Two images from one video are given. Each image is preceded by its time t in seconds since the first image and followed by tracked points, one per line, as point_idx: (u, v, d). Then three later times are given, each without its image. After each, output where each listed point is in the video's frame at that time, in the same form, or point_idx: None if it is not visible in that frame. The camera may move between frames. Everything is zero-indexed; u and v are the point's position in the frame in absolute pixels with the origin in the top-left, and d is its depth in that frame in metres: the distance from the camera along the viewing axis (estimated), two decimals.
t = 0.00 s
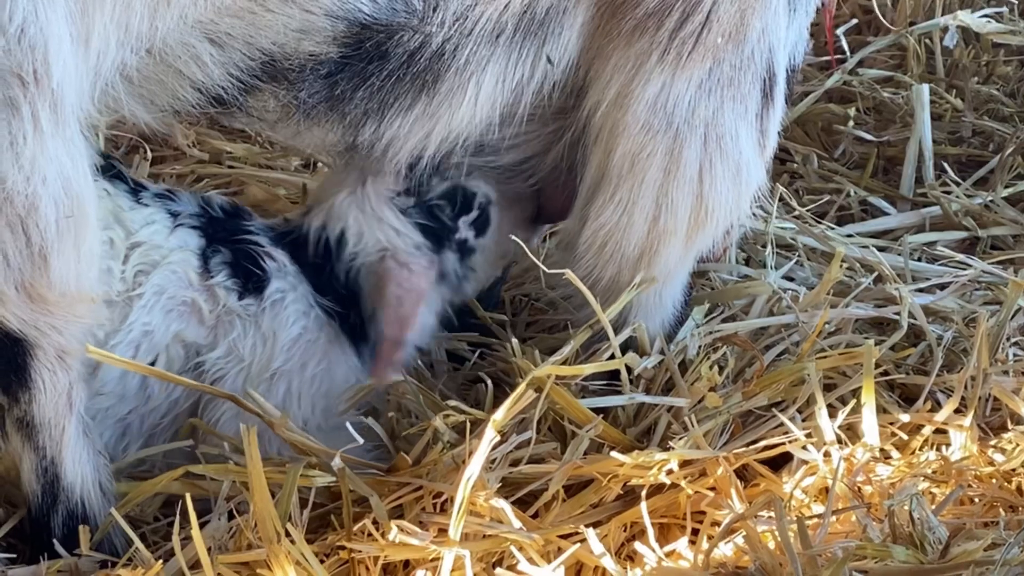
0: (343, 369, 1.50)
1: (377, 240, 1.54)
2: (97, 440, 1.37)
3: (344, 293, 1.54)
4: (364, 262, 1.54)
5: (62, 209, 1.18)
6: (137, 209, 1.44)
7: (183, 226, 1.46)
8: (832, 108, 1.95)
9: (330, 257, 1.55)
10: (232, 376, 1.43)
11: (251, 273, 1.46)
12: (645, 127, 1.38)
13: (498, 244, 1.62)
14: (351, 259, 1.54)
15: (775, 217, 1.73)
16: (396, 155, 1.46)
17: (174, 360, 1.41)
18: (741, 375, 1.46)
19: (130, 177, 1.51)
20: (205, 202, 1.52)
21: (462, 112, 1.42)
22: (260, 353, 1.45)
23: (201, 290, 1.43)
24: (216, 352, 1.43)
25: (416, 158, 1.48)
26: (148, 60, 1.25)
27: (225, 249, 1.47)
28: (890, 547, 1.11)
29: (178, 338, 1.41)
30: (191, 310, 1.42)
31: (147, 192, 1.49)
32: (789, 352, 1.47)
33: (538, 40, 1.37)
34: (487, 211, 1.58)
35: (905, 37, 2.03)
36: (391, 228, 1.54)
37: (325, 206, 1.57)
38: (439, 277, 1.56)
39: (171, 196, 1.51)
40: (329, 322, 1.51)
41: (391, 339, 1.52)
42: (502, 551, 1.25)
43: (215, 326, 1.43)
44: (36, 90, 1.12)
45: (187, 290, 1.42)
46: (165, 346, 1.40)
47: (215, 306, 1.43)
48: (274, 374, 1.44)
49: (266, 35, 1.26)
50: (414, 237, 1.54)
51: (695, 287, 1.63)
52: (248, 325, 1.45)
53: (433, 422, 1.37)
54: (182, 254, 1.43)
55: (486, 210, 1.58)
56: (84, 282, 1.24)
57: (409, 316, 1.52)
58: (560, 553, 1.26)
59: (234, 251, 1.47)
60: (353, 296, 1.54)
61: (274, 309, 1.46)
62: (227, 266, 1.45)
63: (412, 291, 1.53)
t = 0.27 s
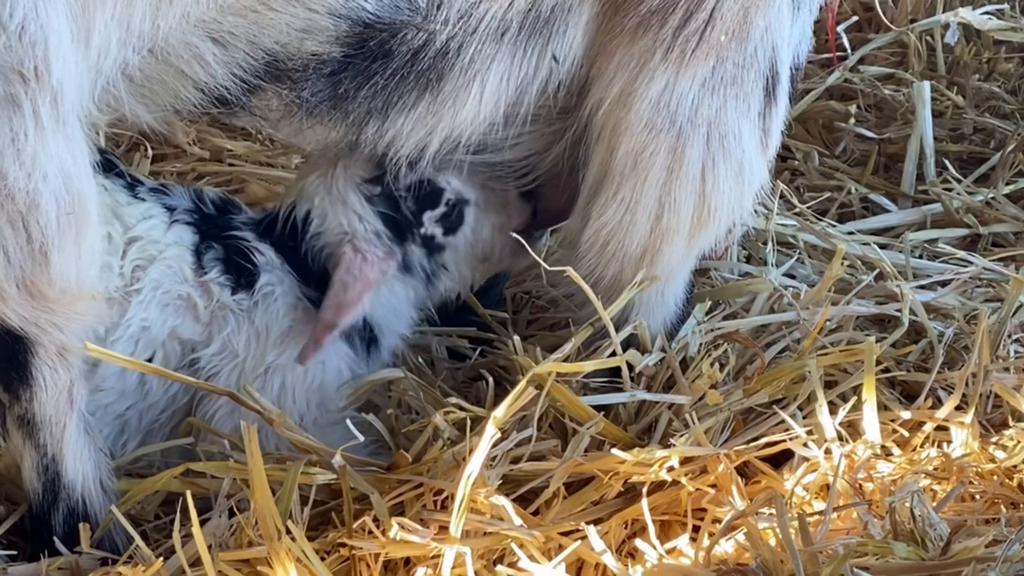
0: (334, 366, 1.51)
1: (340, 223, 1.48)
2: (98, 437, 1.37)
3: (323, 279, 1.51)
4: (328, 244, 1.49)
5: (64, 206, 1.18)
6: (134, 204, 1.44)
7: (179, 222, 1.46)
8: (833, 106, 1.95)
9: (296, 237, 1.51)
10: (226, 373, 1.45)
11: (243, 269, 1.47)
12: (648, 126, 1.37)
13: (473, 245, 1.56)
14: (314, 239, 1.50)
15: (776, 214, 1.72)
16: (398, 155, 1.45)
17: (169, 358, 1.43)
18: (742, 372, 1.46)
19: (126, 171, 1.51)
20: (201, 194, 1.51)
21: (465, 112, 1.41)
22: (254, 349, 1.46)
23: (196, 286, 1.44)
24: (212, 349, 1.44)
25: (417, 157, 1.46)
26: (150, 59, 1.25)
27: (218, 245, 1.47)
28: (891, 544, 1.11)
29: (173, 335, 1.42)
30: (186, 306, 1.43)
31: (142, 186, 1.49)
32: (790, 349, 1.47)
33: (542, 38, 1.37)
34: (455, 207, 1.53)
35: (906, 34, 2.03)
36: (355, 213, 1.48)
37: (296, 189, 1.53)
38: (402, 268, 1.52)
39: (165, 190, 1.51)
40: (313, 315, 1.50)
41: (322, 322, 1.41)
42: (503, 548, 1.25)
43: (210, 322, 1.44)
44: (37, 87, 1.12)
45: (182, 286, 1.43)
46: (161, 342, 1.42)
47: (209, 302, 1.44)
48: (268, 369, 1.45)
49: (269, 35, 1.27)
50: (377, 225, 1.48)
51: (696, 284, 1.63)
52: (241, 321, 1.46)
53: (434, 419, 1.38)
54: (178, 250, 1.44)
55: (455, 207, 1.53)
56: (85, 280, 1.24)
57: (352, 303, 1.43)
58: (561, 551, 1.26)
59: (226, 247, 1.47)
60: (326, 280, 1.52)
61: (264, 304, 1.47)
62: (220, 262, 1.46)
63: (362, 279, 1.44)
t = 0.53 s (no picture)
0: (333, 364, 1.50)
1: (339, 214, 1.49)
2: (101, 436, 1.37)
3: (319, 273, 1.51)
4: (328, 233, 1.49)
5: (64, 204, 1.18)
6: (125, 199, 1.45)
7: (172, 218, 1.47)
8: (836, 103, 1.95)
9: (296, 231, 1.52)
10: (222, 369, 1.45)
11: (235, 265, 1.48)
12: (649, 126, 1.36)
13: (475, 235, 1.56)
14: (315, 231, 1.50)
15: (779, 212, 1.72)
16: (396, 155, 1.45)
17: (166, 352, 1.45)
18: (746, 370, 1.46)
19: (117, 168, 1.52)
20: (193, 188, 1.52)
21: (463, 111, 1.41)
22: (249, 346, 1.46)
23: (188, 282, 1.45)
24: (206, 346, 1.45)
25: (416, 158, 1.46)
26: (146, 59, 1.25)
27: (209, 242, 1.48)
28: (894, 541, 1.11)
29: (166, 331, 1.44)
30: (179, 300, 1.44)
31: (133, 182, 1.49)
32: (794, 346, 1.47)
33: (539, 38, 1.36)
34: (454, 195, 1.53)
35: (909, 32, 2.03)
36: (354, 203, 1.49)
37: (296, 183, 1.53)
38: (404, 258, 1.52)
39: (157, 184, 1.51)
40: (308, 308, 1.50)
41: (329, 307, 1.44)
42: (506, 546, 1.25)
43: (204, 319, 1.45)
44: (36, 85, 1.11)
45: (175, 281, 1.44)
46: (155, 338, 1.43)
47: (203, 297, 1.45)
48: (264, 365, 1.45)
49: (265, 35, 1.27)
50: (376, 213, 1.48)
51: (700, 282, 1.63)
52: (235, 318, 1.47)
53: (437, 417, 1.38)
54: (169, 246, 1.45)
55: (455, 195, 1.53)
56: (86, 278, 1.24)
57: (358, 287, 1.45)
58: (565, 548, 1.26)
59: (219, 243, 1.48)
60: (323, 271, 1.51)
61: (258, 300, 1.48)
62: (212, 258, 1.47)
63: (367, 263, 1.46)
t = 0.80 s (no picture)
0: (341, 360, 1.52)
1: (353, 210, 1.48)
2: (106, 433, 1.38)
3: (329, 270, 1.51)
4: (341, 232, 1.49)
5: (68, 201, 1.18)
6: (130, 197, 1.45)
7: (178, 215, 1.48)
8: (839, 101, 1.95)
9: (309, 230, 1.52)
10: (229, 365, 1.46)
11: (241, 262, 1.49)
12: (654, 122, 1.36)
13: (488, 221, 1.57)
14: (329, 229, 1.50)
15: (783, 209, 1.72)
16: (400, 152, 1.44)
17: (173, 348, 1.46)
18: (750, 366, 1.46)
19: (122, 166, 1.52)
20: (199, 184, 1.53)
21: (466, 108, 1.41)
22: (256, 340, 1.47)
23: (194, 278, 1.46)
24: (212, 342, 1.47)
25: (420, 155, 1.46)
26: (150, 56, 1.25)
27: (216, 238, 1.48)
28: (899, 536, 1.11)
29: (173, 327, 1.45)
30: (185, 297, 1.45)
31: (138, 179, 1.50)
32: (798, 343, 1.47)
33: (543, 35, 1.36)
34: (466, 183, 1.52)
35: (912, 29, 2.03)
36: (367, 200, 1.48)
37: (307, 182, 1.54)
38: (420, 249, 1.53)
39: (163, 181, 1.52)
40: (315, 305, 1.50)
41: (347, 305, 1.41)
42: (511, 542, 1.25)
43: (210, 315, 1.46)
44: (40, 83, 1.11)
45: (181, 277, 1.45)
46: (162, 334, 1.44)
47: (209, 294, 1.46)
48: (272, 360, 1.47)
49: (268, 32, 1.27)
50: (390, 207, 1.48)
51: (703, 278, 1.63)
52: (242, 313, 1.48)
53: (441, 413, 1.38)
54: (175, 243, 1.45)
55: (467, 184, 1.53)
56: (90, 276, 1.24)
57: (373, 285, 1.43)
58: (569, 544, 1.26)
59: (226, 239, 1.49)
60: (337, 270, 1.50)
61: (265, 296, 1.49)
62: (218, 255, 1.48)
63: (383, 260, 1.44)
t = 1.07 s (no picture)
0: (342, 360, 1.52)
1: (347, 210, 1.48)
2: (111, 433, 1.38)
3: (326, 272, 1.52)
4: (336, 232, 1.49)
5: (74, 201, 1.18)
6: (132, 201, 1.45)
7: (180, 218, 1.47)
8: (842, 101, 1.95)
9: (304, 229, 1.52)
10: (232, 367, 1.47)
11: (242, 265, 1.49)
12: (658, 122, 1.37)
13: (483, 223, 1.56)
14: (323, 229, 1.51)
15: (787, 208, 1.72)
16: (402, 152, 1.45)
17: (176, 351, 1.46)
18: (754, 365, 1.46)
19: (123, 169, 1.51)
20: (199, 187, 1.52)
21: (469, 107, 1.42)
22: (258, 342, 1.47)
23: (195, 281, 1.46)
24: (215, 344, 1.47)
25: (421, 156, 1.47)
26: (156, 57, 1.26)
27: (217, 241, 1.49)
28: (904, 534, 1.11)
29: (177, 330, 1.45)
30: (188, 301, 1.45)
31: (140, 183, 1.49)
32: (802, 342, 1.47)
33: (547, 35, 1.37)
34: (462, 185, 1.52)
35: (914, 29, 2.03)
36: (361, 200, 1.48)
37: (302, 183, 1.54)
38: (414, 251, 1.52)
39: (164, 184, 1.51)
40: (315, 307, 1.50)
41: (340, 305, 1.40)
42: (516, 542, 1.26)
43: (213, 318, 1.47)
44: (44, 84, 1.12)
45: (182, 281, 1.45)
46: (165, 337, 1.45)
47: (211, 297, 1.46)
48: (274, 362, 1.47)
49: (273, 31, 1.28)
50: (386, 210, 1.48)
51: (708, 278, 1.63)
52: (243, 315, 1.48)
53: (446, 413, 1.38)
54: (177, 246, 1.45)
55: (463, 185, 1.52)
56: (96, 277, 1.24)
57: (367, 285, 1.42)
58: (574, 544, 1.26)
59: (226, 242, 1.49)
60: (332, 270, 1.52)
61: (265, 298, 1.49)
62: (220, 257, 1.48)
63: (377, 260, 1.43)
